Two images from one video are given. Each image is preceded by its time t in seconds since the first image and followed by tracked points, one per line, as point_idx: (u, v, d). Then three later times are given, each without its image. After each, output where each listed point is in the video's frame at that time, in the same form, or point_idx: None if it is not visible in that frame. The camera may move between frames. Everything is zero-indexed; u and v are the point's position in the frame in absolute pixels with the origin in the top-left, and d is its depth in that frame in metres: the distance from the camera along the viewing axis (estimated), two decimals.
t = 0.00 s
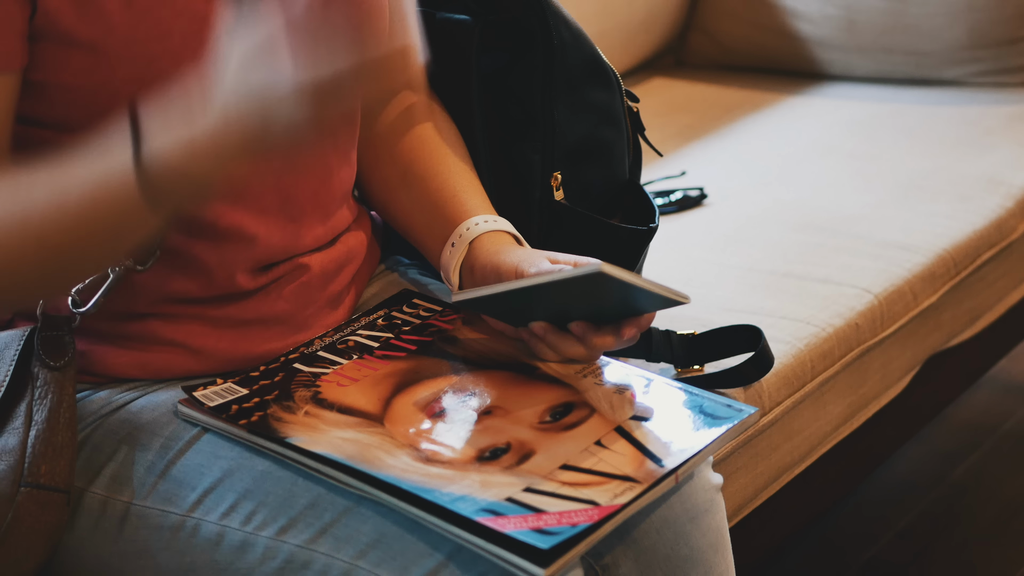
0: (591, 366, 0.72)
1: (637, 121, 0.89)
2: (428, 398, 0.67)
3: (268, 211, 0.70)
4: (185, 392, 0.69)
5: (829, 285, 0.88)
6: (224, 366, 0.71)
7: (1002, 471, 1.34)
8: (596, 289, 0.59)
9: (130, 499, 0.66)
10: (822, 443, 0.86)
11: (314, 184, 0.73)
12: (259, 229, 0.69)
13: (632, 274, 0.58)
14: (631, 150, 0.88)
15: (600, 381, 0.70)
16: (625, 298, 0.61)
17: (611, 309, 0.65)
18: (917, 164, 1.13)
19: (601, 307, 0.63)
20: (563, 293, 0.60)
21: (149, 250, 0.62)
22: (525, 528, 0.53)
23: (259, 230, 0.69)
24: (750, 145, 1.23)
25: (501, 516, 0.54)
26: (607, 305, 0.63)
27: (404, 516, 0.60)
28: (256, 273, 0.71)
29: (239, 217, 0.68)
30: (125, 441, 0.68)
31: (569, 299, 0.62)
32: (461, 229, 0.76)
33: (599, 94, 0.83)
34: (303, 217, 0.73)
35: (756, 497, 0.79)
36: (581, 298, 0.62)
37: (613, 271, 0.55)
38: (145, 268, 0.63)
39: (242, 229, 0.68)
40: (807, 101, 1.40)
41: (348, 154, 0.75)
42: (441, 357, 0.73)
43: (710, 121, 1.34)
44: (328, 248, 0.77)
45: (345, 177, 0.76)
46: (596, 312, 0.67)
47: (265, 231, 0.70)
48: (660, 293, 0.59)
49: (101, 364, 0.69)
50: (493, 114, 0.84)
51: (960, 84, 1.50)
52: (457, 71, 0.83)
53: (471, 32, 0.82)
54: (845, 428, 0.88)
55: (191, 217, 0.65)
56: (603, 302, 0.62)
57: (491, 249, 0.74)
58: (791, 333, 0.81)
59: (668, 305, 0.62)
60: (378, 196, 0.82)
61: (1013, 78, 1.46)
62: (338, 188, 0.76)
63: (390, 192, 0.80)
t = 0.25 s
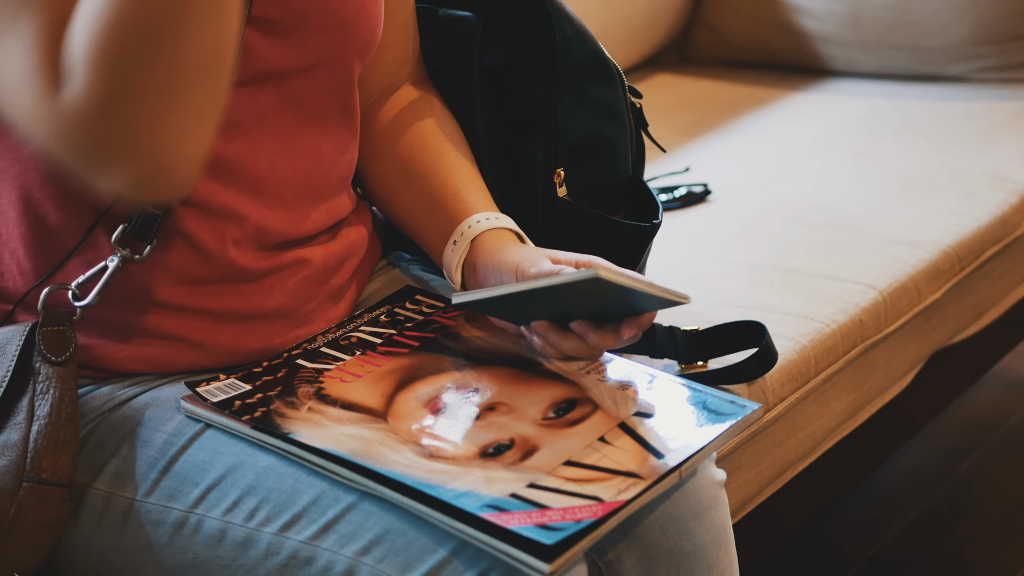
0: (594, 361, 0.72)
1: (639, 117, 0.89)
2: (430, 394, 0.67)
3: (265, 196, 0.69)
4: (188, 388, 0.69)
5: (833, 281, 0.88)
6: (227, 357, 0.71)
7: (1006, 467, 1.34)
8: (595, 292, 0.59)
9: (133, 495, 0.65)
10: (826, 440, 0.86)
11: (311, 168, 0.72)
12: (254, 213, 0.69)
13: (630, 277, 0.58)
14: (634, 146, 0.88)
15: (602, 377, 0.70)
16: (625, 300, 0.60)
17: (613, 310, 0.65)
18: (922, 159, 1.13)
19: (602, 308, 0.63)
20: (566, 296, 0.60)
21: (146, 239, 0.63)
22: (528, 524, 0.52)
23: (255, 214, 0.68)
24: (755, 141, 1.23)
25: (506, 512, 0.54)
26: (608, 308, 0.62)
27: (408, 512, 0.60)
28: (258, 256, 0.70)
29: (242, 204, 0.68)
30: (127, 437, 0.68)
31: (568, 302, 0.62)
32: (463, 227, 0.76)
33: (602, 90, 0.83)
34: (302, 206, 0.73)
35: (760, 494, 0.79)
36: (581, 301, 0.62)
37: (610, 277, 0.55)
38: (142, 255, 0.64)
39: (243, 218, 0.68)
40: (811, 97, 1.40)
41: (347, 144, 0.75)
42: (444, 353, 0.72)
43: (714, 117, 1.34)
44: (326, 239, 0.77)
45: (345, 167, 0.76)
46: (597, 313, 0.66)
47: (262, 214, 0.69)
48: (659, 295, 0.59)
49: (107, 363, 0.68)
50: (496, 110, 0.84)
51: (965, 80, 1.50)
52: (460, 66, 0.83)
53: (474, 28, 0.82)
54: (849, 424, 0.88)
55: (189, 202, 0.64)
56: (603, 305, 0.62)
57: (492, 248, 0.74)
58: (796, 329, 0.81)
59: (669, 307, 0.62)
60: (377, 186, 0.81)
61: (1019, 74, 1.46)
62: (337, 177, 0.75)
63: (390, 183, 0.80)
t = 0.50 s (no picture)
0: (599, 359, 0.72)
1: (644, 113, 0.89)
2: (434, 391, 0.67)
3: (272, 190, 0.69)
4: (193, 384, 0.69)
5: (838, 278, 0.88)
6: (233, 352, 0.71)
7: (1010, 464, 1.34)
8: (601, 288, 0.58)
9: (138, 491, 0.65)
10: (830, 436, 0.86)
11: (317, 166, 0.72)
12: (262, 209, 0.69)
13: (636, 273, 0.57)
14: (638, 143, 0.89)
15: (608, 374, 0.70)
16: (631, 296, 0.60)
17: (618, 307, 0.65)
18: (926, 156, 1.13)
19: (607, 304, 0.63)
20: (570, 292, 0.60)
21: (151, 234, 0.63)
22: (534, 520, 0.52)
23: (262, 210, 0.69)
24: (759, 137, 1.23)
25: (510, 508, 0.53)
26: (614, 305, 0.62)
27: (412, 508, 0.60)
28: (263, 252, 0.70)
29: (248, 199, 0.68)
30: (133, 433, 0.67)
31: (574, 297, 0.61)
32: (469, 222, 0.76)
33: (606, 86, 0.83)
34: (309, 204, 0.73)
35: (765, 491, 0.79)
36: (587, 297, 0.62)
37: (615, 273, 0.55)
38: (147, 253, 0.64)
39: (249, 212, 0.68)
40: (815, 94, 1.40)
41: (353, 140, 0.75)
42: (448, 350, 0.73)
43: (719, 114, 1.34)
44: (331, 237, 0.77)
45: (351, 163, 0.76)
46: (603, 310, 0.66)
47: (269, 210, 0.69)
48: (665, 291, 0.59)
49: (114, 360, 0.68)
50: (500, 106, 0.84)
51: (969, 77, 1.49)
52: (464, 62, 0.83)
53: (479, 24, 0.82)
54: (854, 420, 0.88)
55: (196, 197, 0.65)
56: (608, 300, 0.61)
57: (497, 244, 0.74)
58: (800, 326, 0.81)
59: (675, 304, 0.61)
60: (382, 184, 0.82)
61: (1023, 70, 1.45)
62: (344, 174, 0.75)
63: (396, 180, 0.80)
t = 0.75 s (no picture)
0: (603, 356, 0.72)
1: (648, 110, 0.89)
2: (439, 388, 0.67)
3: (277, 189, 0.69)
4: (197, 381, 0.69)
5: (842, 275, 0.88)
6: (237, 349, 0.71)
7: (1013, 461, 1.34)
8: (605, 284, 0.58)
9: (142, 488, 0.65)
10: (835, 433, 0.86)
11: (321, 164, 0.72)
12: (266, 206, 0.69)
13: (641, 269, 0.57)
14: (642, 140, 0.89)
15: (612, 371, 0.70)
16: (635, 293, 0.60)
17: (622, 303, 0.65)
18: (931, 153, 1.13)
19: (611, 300, 0.63)
20: (573, 287, 0.59)
21: (156, 229, 0.63)
22: (538, 518, 0.52)
23: (267, 208, 0.69)
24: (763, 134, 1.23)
25: (515, 505, 0.53)
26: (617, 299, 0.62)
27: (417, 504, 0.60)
28: (268, 250, 0.70)
29: (252, 196, 0.68)
30: (138, 430, 0.67)
31: (578, 293, 0.61)
32: (472, 220, 0.76)
33: (610, 83, 0.83)
34: (313, 201, 0.73)
35: (769, 488, 0.79)
36: (591, 293, 0.61)
37: (621, 269, 0.55)
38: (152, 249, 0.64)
39: (253, 210, 0.68)
40: (819, 91, 1.40)
41: (358, 138, 0.75)
42: (452, 347, 0.72)
43: (722, 111, 1.34)
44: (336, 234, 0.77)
45: (356, 161, 0.76)
46: (607, 306, 0.66)
47: (274, 208, 0.69)
48: (669, 287, 0.59)
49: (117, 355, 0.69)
50: (504, 104, 0.84)
51: (972, 74, 1.49)
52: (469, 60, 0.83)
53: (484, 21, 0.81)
54: (858, 417, 0.89)
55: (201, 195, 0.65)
56: (612, 296, 0.61)
57: (502, 241, 0.74)
58: (804, 323, 0.81)
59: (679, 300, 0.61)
60: (387, 181, 0.82)
61: None
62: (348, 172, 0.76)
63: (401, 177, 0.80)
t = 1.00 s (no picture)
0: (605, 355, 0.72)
1: (650, 108, 0.89)
2: (440, 388, 0.67)
3: (279, 187, 0.69)
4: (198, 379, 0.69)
5: (844, 273, 0.88)
6: (239, 348, 0.71)
7: (1016, 459, 1.34)
8: (607, 284, 0.58)
9: (144, 486, 0.65)
10: (837, 432, 0.86)
11: (322, 162, 0.72)
12: (267, 203, 0.69)
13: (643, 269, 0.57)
14: (645, 139, 0.88)
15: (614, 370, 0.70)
16: (636, 292, 0.60)
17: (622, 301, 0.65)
18: (933, 151, 1.13)
19: (612, 298, 0.63)
20: (575, 286, 0.60)
21: (157, 227, 0.63)
22: (540, 516, 0.52)
23: (269, 206, 0.69)
24: (765, 133, 1.23)
25: (517, 503, 0.53)
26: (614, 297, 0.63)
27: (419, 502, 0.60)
28: (269, 249, 0.70)
29: (254, 195, 0.68)
30: (139, 428, 0.67)
31: (580, 292, 0.61)
32: (475, 214, 0.76)
33: (612, 82, 0.83)
34: (315, 199, 0.73)
35: (771, 486, 0.80)
36: (593, 292, 0.62)
37: (625, 269, 0.55)
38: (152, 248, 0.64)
39: (255, 208, 0.68)
40: (821, 89, 1.40)
41: (359, 137, 0.75)
42: (454, 346, 0.72)
43: (725, 109, 1.34)
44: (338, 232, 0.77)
45: (358, 159, 0.76)
46: (607, 304, 0.66)
47: (276, 207, 0.69)
48: (670, 288, 0.59)
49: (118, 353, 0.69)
50: (506, 102, 0.84)
51: (975, 72, 1.49)
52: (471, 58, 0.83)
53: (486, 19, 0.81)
54: (860, 416, 0.89)
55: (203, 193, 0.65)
56: (613, 295, 0.62)
57: (504, 235, 0.74)
58: (806, 322, 0.81)
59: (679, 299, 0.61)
60: (389, 179, 0.82)
61: None
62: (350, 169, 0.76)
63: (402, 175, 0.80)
